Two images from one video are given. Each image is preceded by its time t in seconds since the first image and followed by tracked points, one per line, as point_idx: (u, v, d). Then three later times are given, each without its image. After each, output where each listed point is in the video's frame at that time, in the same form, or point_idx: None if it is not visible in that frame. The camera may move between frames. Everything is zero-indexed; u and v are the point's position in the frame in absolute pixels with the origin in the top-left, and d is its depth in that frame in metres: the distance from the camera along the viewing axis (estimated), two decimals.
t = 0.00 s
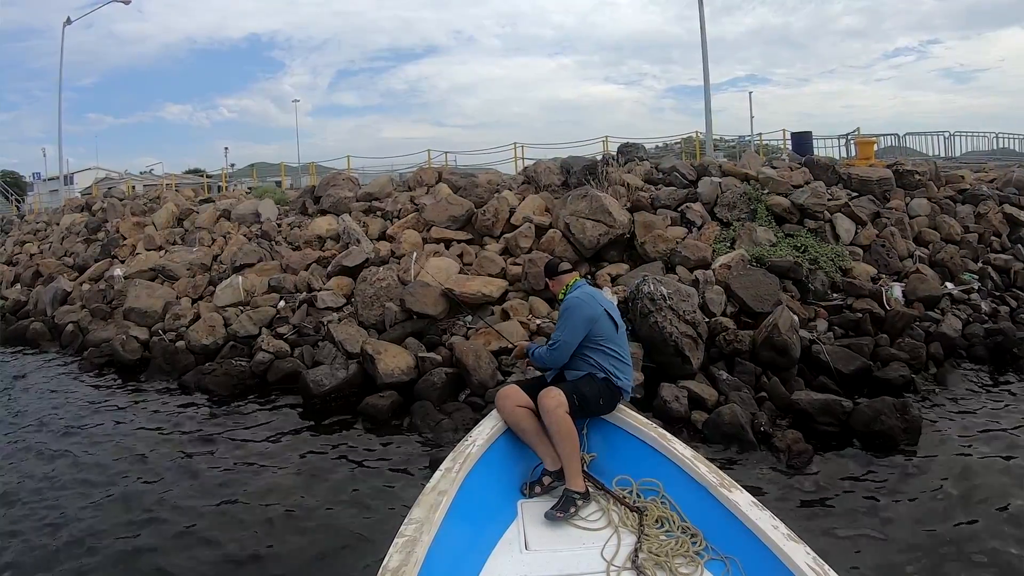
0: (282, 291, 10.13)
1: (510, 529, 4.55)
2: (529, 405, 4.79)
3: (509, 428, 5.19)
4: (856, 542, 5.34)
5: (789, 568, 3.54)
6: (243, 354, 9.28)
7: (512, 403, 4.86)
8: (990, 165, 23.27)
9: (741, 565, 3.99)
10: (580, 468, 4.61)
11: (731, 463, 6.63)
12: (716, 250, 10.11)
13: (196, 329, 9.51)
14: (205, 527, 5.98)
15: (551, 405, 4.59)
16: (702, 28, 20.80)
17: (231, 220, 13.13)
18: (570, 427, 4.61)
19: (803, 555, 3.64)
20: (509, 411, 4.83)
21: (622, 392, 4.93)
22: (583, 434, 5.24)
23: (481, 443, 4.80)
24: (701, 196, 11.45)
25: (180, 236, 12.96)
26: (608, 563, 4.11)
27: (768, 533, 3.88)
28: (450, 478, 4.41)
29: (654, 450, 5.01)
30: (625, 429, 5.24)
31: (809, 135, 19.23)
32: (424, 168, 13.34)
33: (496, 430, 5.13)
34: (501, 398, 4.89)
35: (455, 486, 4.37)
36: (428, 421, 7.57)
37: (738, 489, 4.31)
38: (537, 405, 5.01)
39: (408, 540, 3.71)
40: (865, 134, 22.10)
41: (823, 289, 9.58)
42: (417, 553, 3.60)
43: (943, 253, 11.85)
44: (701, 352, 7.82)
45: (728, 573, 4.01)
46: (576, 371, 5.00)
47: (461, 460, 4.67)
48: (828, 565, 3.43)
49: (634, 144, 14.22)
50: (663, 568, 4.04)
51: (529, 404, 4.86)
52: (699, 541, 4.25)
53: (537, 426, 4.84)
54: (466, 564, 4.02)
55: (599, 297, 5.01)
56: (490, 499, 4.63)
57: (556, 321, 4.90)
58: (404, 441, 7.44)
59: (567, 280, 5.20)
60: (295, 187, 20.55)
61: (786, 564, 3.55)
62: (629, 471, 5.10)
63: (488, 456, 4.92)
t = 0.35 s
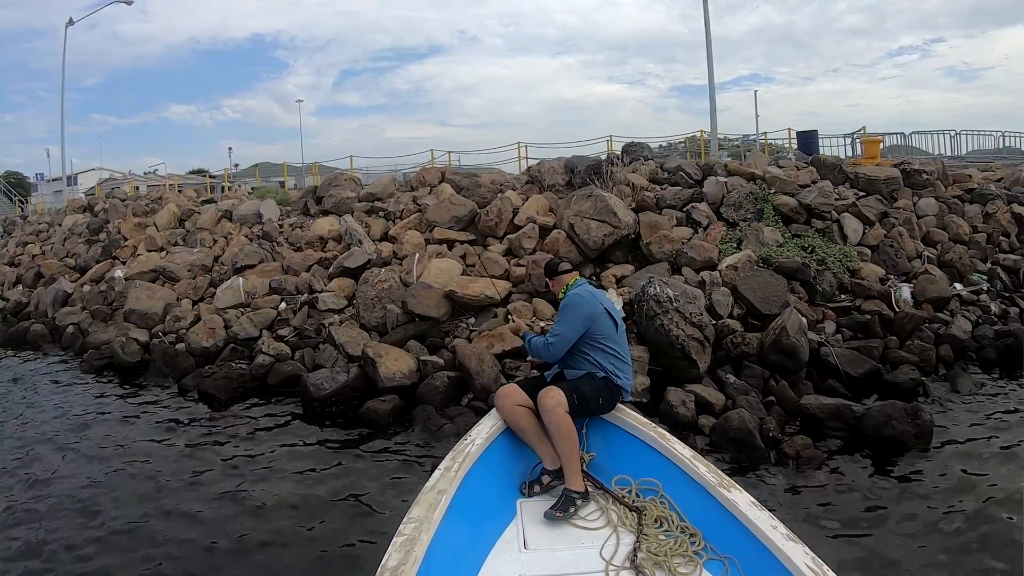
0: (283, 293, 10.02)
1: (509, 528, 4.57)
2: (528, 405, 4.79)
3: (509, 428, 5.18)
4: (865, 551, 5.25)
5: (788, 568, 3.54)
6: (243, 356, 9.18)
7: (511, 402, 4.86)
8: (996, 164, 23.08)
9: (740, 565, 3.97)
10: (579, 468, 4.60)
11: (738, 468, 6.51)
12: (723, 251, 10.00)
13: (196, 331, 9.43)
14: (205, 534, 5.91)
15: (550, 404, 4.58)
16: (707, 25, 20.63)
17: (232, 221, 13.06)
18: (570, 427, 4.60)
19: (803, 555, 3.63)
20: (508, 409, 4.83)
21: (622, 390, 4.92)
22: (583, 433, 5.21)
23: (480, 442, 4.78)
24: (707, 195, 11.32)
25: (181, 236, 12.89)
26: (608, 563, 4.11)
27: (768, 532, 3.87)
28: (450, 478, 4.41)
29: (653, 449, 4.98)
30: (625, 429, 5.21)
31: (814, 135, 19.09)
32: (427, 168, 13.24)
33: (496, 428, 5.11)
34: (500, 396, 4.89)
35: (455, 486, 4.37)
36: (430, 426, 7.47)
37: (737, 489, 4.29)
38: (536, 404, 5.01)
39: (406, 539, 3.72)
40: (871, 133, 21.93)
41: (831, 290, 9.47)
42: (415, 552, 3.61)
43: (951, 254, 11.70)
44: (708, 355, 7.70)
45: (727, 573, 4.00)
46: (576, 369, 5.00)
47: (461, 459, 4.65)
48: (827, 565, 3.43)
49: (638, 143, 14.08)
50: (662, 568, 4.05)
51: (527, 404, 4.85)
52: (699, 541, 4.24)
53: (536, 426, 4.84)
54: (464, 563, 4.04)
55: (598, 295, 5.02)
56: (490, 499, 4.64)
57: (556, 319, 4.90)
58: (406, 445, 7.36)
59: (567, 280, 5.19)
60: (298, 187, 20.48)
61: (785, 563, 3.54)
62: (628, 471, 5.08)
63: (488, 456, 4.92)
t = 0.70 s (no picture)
0: (285, 295, 9.94)
1: (509, 527, 4.55)
2: (529, 404, 4.78)
3: (509, 428, 5.16)
4: (876, 561, 5.14)
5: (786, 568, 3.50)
6: (244, 359, 9.09)
7: (511, 402, 4.86)
8: (1004, 163, 22.90)
9: (740, 564, 3.94)
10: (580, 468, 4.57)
11: (748, 475, 6.40)
12: (730, 252, 9.89)
13: (197, 334, 9.35)
14: (203, 539, 5.82)
15: (550, 403, 4.57)
16: (712, 23, 20.50)
17: (234, 222, 13.00)
18: (570, 426, 4.58)
19: (802, 554, 3.59)
20: (508, 409, 4.82)
21: (622, 388, 4.93)
22: (582, 434, 5.20)
23: (480, 442, 4.74)
24: (713, 195, 11.20)
25: (182, 238, 12.83)
26: (607, 562, 4.09)
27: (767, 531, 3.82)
28: (449, 477, 4.38)
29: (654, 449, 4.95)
30: (626, 429, 5.19)
31: (820, 134, 18.96)
32: (430, 169, 13.15)
33: (496, 428, 5.08)
34: (500, 396, 4.89)
35: (454, 485, 4.33)
36: (433, 431, 7.38)
37: (737, 489, 4.24)
38: (537, 404, 4.99)
39: (406, 539, 3.69)
40: (877, 132, 21.78)
41: (839, 291, 9.38)
42: (416, 551, 3.59)
43: (960, 254, 11.56)
44: (715, 359, 7.58)
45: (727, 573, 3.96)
46: (575, 369, 5.01)
47: (461, 458, 4.62)
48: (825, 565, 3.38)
49: (643, 143, 13.98)
50: (662, 568, 4.02)
51: (527, 403, 4.85)
52: (699, 541, 4.20)
53: (536, 425, 4.82)
54: (464, 562, 4.01)
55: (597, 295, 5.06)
56: (489, 498, 4.61)
57: (555, 318, 4.93)
58: (408, 450, 7.27)
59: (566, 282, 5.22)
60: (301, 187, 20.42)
61: (784, 563, 3.50)
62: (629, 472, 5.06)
63: (488, 455, 4.90)
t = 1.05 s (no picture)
0: (287, 296, 9.86)
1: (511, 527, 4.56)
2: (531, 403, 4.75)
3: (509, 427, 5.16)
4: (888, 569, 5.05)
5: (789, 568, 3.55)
6: (245, 362, 9.02)
7: (513, 400, 4.82)
8: (1012, 163, 22.73)
9: (741, 564, 3.99)
10: (585, 471, 4.51)
11: (756, 483, 6.31)
12: (738, 253, 9.77)
13: (198, 335, 9.27)
14: (204, 544, 5.74)
15: (562, 404, 4.55)
16: (717, 23, 20.37)
17: (237, 222, 12.93)
18: (579, 427, 4.54)
19: (803, 554, 3.64)
20: (510, 407, 4.79)
21: (625, 384, 4.93)
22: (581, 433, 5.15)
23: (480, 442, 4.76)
24: (720, 195, 11.07)
25: (185, 238, 12.76)
26: (609, 561, 4.12)
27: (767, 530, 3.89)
28: (450, 478, 4.40)
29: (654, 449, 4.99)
30: (626, 429, 5.18)
31: (827, 134, 18.83)
32: (434, 169, 13.06)
33: (497, 428, 5.09)
34: (502, 394, 4.85)
35: (455, 486, 4.36)
36: (437, 435, 7.29)
37: (738, 488, 4.29)
38: (538, 403, 4.96)
39: (408, 540, 3.72)
40: (884, 132, 21.63)
41: (849, 293, 9.29)
42: (417, 552, 3.62)
43: (970, 255, 11.42)
44: (724, 363, 7.46)
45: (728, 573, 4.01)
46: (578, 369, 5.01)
47: (461, 459, 4.64)
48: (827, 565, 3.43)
49: (649, 143, 13.87)
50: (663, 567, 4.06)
51: (529, 403, 4.81)
52: (700, 540, 4.24)
53: (537, 425, 4.77)
54: (466, 562, 4.03)
55: (594, 293, 5.08)
56: (490, 497, 4.62)
57: (555, 317, 4.94)
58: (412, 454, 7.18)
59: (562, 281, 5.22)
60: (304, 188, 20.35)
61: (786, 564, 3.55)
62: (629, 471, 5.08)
63: (488, 455, 4.91)
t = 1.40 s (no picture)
0: (291, 296, 9.78)
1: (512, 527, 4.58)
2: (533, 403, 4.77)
3: (509, 428, 5.18)
4: None
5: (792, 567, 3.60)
6: (248, 363, 8.94)
7: (514, 401, 4.84)
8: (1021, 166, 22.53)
9: (744, 563, 4.03)
10: (593, 473, 4.46)
11: (767, 491, 6.22)
12: (747, 255, 9.66)
13: (200, 336, 9.19)
14: (206, 549, 5.67)
15: (568, 406, 4.57)
16: (724, 23, 20.25)
17: (241, 221, 12.88)
18: (587, 429, 4.53)
19: (805, 552, 3.70)
20: (512, 408, 4.81)
21: (627, 384, 4.96)
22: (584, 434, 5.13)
23: (481, 443, 4.79)
24: (729, 197, 10.96)
25: (188, 237, 12.71)
26: (611, 561, 4.14)
27: (769, 530, 3.93)
28: (451, 478, 4.43)
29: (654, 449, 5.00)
30: (626, 428, 5.17)
31: (835, 134, 18.68)
32: (439, 168, 12.96)
33: (497, 429, 5.11)
34: (505, 394, 4.87)
35: (457, 486, 4.39)
36: (443, 440, 7.19)
37: (739, 487, 4.34)
38: (540, 404, 4.96)
39: (410, 540, 3.76)
40: (892, 134, 21.47)
41: (859, 296, 9.21)
42: (419, 552, 3.65)
43: (981, 259, 11.28)
44: (734, 367, 7.36)
45: (731, 572, 4.05)
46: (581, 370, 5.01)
47: (463, 459, 4.67)
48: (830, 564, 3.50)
49: (656, 143, 13.77)
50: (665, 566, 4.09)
51: (531, 404, 4.81)
52: (703, 539, 4.28)
53: (538, 426, 4.75)
54: (467, 563, 4.06)
55: (595, 293, 5.09)
56: (491, 498, 4.63)
57: (559, 319, 4.91)
58: (417, 458, 7.09)
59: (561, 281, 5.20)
60: (308, 187, 20.29)
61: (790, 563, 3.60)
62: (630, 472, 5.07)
63: (488, 456, 4.93)
